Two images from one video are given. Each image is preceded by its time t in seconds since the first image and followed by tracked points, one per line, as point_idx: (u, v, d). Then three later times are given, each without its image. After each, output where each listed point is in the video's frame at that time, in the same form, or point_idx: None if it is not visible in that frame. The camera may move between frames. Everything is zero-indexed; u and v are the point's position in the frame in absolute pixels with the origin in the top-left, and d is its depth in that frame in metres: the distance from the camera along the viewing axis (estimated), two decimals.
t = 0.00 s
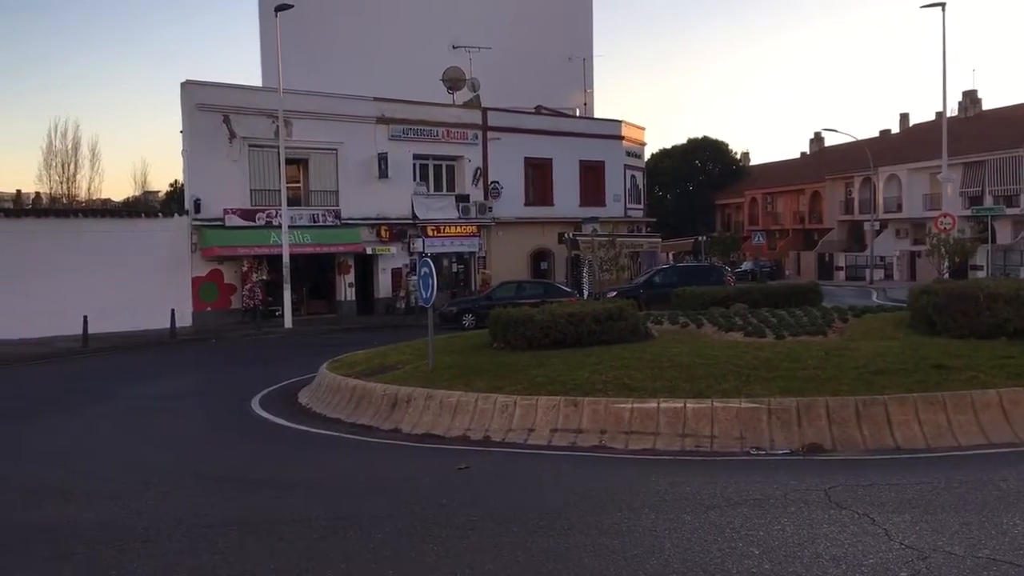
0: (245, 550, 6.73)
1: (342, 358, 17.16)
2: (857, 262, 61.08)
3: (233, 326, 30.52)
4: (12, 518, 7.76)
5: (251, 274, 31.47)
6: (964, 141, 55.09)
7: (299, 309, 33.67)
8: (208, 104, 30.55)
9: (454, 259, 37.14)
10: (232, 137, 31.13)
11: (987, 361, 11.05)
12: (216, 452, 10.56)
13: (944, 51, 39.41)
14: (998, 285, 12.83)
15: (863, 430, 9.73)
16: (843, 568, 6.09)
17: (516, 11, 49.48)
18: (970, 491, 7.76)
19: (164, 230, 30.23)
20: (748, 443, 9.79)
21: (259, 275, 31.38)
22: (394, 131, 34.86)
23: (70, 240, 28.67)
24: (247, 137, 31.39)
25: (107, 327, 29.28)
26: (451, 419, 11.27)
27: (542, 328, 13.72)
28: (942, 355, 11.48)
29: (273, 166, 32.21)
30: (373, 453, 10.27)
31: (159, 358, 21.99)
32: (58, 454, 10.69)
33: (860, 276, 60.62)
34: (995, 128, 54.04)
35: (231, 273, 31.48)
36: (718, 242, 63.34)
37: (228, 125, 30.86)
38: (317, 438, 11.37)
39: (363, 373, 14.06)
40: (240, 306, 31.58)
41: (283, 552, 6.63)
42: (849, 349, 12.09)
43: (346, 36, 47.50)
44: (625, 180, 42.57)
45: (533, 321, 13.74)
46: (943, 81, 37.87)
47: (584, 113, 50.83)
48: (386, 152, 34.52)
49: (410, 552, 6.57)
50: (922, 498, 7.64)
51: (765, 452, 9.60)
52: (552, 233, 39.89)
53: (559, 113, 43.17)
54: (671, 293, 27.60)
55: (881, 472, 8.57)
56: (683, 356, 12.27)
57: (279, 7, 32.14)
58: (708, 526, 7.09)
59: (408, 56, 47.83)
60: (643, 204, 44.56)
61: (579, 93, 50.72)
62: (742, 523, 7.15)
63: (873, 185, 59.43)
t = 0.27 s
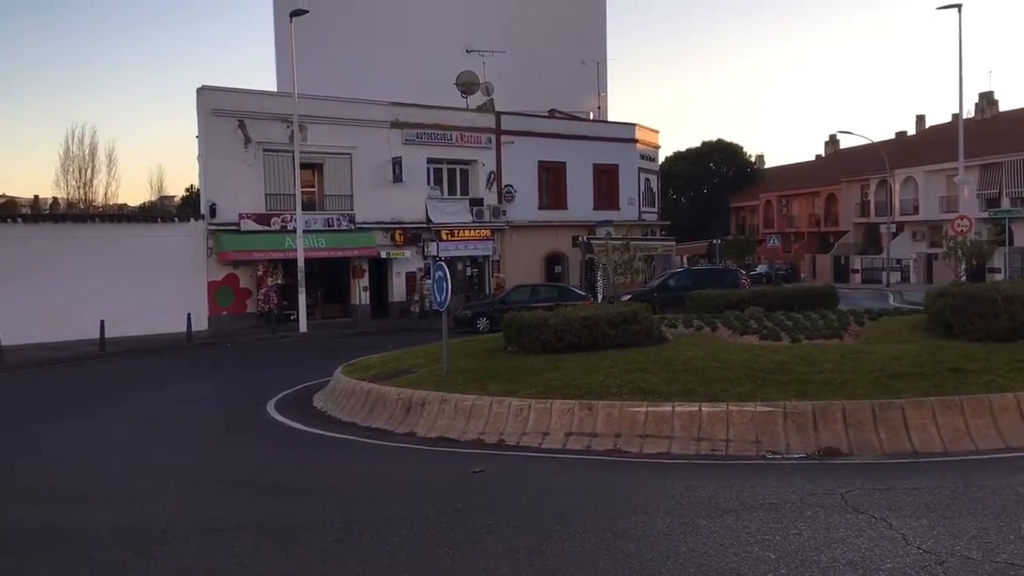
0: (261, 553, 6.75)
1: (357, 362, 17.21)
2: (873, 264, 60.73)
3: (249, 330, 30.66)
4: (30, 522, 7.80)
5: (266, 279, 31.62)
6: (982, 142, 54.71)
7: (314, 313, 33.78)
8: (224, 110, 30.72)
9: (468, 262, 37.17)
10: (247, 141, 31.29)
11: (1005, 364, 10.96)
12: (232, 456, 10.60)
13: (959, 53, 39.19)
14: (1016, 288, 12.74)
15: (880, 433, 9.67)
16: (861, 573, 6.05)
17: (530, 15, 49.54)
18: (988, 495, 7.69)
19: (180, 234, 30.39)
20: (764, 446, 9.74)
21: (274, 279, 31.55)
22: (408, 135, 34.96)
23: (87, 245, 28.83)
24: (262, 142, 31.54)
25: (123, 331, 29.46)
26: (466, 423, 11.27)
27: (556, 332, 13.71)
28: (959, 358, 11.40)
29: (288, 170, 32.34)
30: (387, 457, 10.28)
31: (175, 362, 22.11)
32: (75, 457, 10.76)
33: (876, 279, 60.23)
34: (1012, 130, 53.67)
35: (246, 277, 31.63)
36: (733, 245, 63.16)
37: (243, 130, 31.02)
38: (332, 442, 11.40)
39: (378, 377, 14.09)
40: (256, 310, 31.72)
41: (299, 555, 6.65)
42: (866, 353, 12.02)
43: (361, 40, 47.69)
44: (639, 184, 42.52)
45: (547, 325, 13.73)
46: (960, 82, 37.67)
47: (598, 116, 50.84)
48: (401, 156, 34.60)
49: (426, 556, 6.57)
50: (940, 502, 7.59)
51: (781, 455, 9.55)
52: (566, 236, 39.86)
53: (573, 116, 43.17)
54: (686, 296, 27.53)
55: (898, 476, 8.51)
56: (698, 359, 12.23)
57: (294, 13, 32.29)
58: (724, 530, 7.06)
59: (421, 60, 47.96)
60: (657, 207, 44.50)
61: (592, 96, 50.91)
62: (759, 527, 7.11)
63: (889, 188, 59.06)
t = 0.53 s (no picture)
0: (289, 558, 6.80)
1: (384, 368, 17.28)
2: (902, 269, 60.61)
3: (276, 336, 30.89)
4: (62, 526, 7.90)
5: (293, 286, 31.88)
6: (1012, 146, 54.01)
7: (340, 319, 33.97)
8: (252, 118, 31.02)
9: (494, 269, 37.21)
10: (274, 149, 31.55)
11: None
12: (260, 461, 10.68)
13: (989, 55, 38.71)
14: None
15: (910, 440, 9.56)
16: None
17: (554, 22, 49.58)
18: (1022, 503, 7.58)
19: (208, 241, 30.68)
20: (792, 453, 9.66)
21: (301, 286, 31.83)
22: (433, 142, 35.10)
23: (118, 253, 29.22)
24: (289, 150, 31.79)
25: (152, 338, 29.74)
26: (492, 429, 11.27)
27: (582, 337, 13.69)
28: (991, 364, 11.25)
29: (315, 178, 32.56)
30: (414, 463, 10.31)
31: (204, 368, 22.32)
32: (107, 463, 10.88)
33: (905, 284, 60.19)
34: None
35: (274, 284, 31.89)
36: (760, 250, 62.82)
37: (270, 138, 31.29)
38: (358, 447, 11.44)
39: (404, 383, 14.13)
40: (283, 317, 31.98)
41: (326, 561, 6.69)
42: (895, 359, 11.90)
43: (386, 48, 47.96)
44: (665, 189, 42.39)
45: (573, 331, 13.71)
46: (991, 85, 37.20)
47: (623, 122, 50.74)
48: (426, 163, 34.73)
49: (452, 562, 6.58)
50: (972, 510, 7.48)
51: (810, 463, 9.47)
52: (591, 242, 39.79)
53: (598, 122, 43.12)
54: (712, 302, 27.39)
55: (930, 483, 8.41)
56: (725, 365, 12.16)
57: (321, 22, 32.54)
58: (752, 538, 7.01)
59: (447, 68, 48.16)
60: (683, 213, 44.32)
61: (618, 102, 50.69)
62: (787, 535, 7.05)
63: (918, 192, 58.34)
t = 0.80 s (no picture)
0: (330, 563, 6.85)
1: (423, 375, 17.36)
2: (949, 275, 59.31)
3: (316, 343, 31.18)
4: (109, 529, 8.03)
5: (333, 293, 32.18)
6: None
7: (379, 326, 34.20)
8: (293, 128, 31.37)
9: (532, 276, 37.21)
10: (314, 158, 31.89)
11: None
12: (301, 466, 10.79)
13: None
14: None
15: (958, 449, 9.38)
16: None
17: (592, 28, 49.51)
18: None
19: (249, 249, 31.05)
20: (836, 462, 9.52)
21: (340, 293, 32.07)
22: (471, 150, 35.24)
23: (162, 261, 29.71)
24: (329, 159, 32.11)
25: (195, 344, 30.21)
26: (531, 436, 11.26)
27: (621, 345, 13.63)
28: None
29: (354, 186, 32.85)
30: (453, 469, 10.33)
31: (246, 375, 22.60)
32: (152, 467, 11.06)
33: (952, 291, 58.91)
34: None
35: (314, 291, 32.19)
36: (802, 256, 62.19)
37: (310, 147, 31.62)
38: (398, 453, 11.50)
39: (442, 390, 14.17)
40: (323, 324, 32.26)
41: (367, 566, 6.73)
42: (942, 366, 11.69)
43: (425, 57, 48.27)
44: (704, 195, 42.12)
45: (612, 338, 13.66)
46: None
47: (661, 128, 50.51)
48: (464, 171, 34.87)
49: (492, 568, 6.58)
50: None
51: (854, 472, 9.32)
52: (630, 249, 39.64)
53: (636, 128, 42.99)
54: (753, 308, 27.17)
55: (979, 493, 8.23)
56: (767, 373, 12.03)
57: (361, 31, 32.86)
58: (795, 547, 6.90)
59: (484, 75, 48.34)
60: (723, 219, 44.00)
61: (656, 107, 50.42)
62: (832, 544, 6.94)
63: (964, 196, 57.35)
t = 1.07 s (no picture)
0: (380, 566, 6.90)
1: (472, 381, 17.41)
2: (1010, 281, 57.75)
3: (366, 349, 31.47)
4: (165, 531, 8.19)
5: (383, 299, 32.40)
6: None
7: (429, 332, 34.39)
8: (343, 136, 31.72)
9: (581, 282, 37.10)
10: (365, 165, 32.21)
11: None
12: (351, 471, 10.88)
13: None
14: None
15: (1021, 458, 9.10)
16: None
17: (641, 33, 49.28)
18: None
19: (300, 256, 31.48)
20: (893, 471, 9.30)
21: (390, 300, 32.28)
22: (520, 156, 35.30)
23: (216, 268, 30.24)
24: (379, 166, 32.42)
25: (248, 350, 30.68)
26: (580, 442, 11.20)
27: (672, 350, 13.49)
28: None
29: (403, 193, 33.11)
30: (501, 475, 10.33)
31: (298, 380, 22.92)
32: (207, 470, 11.25)
33: (1013, 297, 57.43)
34: None
35: (364, 297, 32.46)
36: (856, 262, 61.08)
37: (360, 155, 31.93)
38: (447, 459, 11.55)
39: (491, 396, 14.19)
40: (373, 330, 32.52)
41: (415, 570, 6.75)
42: (1003, 373, 11.37)
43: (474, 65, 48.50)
44: (756, 200, 41.61)
45: (662, 344, 13.53)
46: None
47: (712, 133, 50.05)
48: (513, 177, 34.93)
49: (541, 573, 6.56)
50: None
51: (912, 481, 9.10)
52: (680, 254, 39.30)
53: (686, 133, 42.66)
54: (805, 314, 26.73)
55: None
56: (821, 380, 11.81)
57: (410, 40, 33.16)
58: (849, 558, 6.76)
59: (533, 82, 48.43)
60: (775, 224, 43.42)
61: (707, 112, 50.01)
62: (888, 555, 6.79)
63: None
